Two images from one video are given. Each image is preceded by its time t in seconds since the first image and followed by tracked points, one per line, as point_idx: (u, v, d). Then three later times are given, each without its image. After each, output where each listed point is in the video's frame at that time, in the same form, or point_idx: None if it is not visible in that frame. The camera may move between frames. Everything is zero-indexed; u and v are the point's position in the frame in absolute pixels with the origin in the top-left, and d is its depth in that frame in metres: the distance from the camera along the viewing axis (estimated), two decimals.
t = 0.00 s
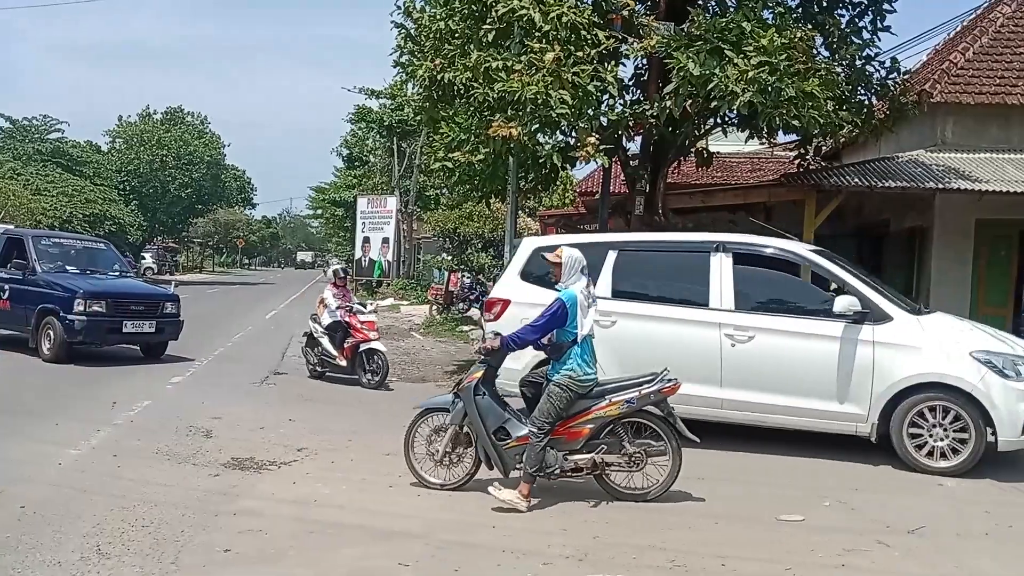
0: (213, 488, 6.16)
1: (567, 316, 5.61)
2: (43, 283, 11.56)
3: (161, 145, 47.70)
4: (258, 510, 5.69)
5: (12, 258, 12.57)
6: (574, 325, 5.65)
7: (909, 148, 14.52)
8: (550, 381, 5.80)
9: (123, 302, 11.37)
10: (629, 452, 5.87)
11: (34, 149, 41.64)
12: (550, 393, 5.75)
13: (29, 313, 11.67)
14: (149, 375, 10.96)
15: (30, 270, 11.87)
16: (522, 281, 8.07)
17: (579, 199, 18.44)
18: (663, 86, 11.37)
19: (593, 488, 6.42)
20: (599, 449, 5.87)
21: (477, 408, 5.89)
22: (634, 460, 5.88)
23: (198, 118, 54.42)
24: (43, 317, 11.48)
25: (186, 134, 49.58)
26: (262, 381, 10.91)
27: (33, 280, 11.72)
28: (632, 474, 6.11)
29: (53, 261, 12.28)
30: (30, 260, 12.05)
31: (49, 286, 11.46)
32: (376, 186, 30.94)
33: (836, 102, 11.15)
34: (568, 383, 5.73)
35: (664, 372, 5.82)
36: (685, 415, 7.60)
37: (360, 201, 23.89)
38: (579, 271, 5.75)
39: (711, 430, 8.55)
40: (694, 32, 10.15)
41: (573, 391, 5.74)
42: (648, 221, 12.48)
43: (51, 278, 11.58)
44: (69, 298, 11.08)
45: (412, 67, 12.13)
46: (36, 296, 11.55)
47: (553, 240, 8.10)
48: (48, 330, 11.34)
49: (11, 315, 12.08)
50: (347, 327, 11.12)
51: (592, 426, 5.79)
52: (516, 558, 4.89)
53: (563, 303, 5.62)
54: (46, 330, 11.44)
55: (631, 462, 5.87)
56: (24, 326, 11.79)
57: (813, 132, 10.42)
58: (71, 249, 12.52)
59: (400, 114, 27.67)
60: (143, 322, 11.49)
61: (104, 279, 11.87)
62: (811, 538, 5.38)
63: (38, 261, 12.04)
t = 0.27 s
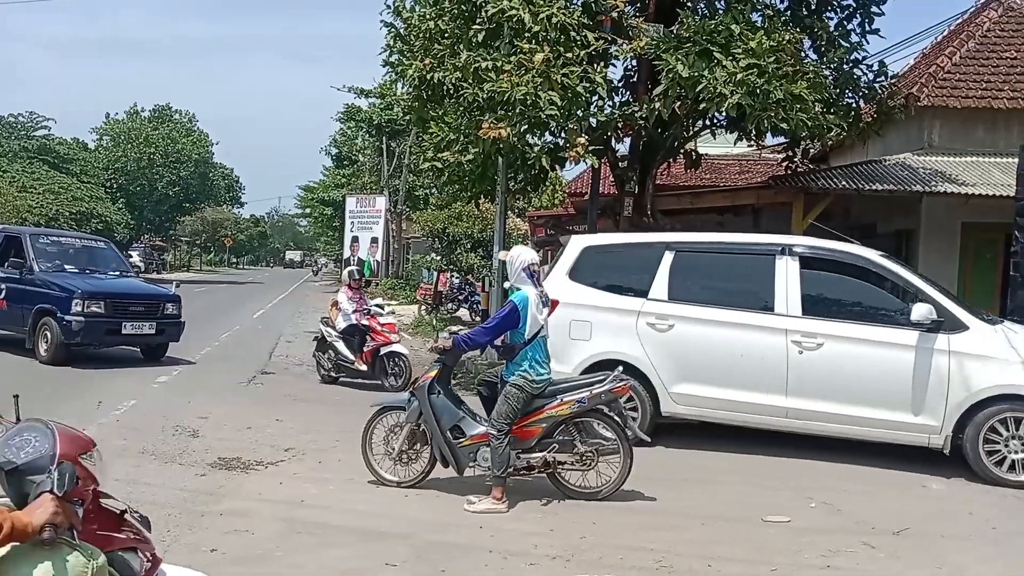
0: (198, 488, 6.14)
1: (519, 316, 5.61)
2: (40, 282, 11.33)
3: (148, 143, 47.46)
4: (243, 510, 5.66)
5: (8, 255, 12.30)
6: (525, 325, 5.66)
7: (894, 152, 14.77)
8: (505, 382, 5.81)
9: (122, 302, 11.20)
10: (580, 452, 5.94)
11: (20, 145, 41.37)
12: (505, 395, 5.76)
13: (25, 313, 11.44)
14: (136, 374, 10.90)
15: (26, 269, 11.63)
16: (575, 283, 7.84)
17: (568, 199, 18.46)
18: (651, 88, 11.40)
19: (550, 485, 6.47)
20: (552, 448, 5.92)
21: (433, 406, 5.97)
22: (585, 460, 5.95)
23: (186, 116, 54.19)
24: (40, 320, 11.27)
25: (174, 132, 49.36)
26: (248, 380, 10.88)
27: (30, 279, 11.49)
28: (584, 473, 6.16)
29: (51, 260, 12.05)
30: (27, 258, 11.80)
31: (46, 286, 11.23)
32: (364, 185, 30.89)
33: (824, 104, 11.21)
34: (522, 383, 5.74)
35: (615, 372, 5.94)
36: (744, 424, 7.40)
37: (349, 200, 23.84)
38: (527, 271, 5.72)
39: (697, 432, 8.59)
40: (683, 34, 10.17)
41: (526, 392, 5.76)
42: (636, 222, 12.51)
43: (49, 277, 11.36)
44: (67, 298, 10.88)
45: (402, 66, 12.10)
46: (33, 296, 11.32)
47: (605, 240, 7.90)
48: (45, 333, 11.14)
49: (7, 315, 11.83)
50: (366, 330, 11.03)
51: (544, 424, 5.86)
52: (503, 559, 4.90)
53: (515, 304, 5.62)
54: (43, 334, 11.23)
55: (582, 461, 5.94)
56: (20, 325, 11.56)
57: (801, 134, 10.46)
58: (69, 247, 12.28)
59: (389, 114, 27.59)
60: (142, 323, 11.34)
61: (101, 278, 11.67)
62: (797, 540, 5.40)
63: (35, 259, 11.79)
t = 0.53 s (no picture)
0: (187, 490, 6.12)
1: (484, 317, 5.60)
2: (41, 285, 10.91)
3: (138, 143, 47.28)
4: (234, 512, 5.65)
5: (8, 258, 11.89)
6: (490, 325, 5.65)
7: (885, 154, 14.87)
8: (468, 382, 5.81)
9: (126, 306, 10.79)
10: (543, 451, 6.00)
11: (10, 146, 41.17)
12: (471, 396, 5.76)
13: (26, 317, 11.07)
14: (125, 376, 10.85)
15: (27, 271, 11.22)
16: (634, 282, 7.96)
17: (560, 200, 18.48)
18: (642, 89, 11.42)
19: (516, 485, 6.51)
20: (515, 448, 5.94)
21: (397, 405, 5.87)
22: (548, 459, 6.03)
23: (177, 116, 54.00)
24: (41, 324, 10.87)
25: (164, 133, 49.19)
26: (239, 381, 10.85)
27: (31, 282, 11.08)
28: (548, 472, 6.22)
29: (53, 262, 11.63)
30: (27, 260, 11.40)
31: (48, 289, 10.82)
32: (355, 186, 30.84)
33: (815, 106, 11.25)
34: (487, 383, 5.75)
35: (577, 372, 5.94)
36: (814, 428, 7.40)
37: (340, 201, 23.81)
38: (490, 272, 5.67)
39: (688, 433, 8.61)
40: (675, 35, 10.20)
41: (491, 392, 5.77)
42: (628, 223, 12.54)
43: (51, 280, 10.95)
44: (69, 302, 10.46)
45: (393, 67, 12.08)
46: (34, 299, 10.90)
47: (666, 240, 7.99)
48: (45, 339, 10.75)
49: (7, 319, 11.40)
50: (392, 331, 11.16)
51: (508, 424, 5.85)
52: (495, 559, 4.90)
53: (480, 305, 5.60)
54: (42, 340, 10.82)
55: (545, 460, 6.01)
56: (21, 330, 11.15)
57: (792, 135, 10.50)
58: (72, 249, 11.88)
59: (380, 114, 27.55)
60: (147, 327, 10.92)
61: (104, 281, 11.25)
62: (789, 540, 5.41)
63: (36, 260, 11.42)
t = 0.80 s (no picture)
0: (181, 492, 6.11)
1: (460, 317, 5.89)
2: (50, 288, 10.73)
3: (132, 144, 47.18)
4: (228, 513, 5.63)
5: (17, 260, 11.71)
6: (466, 326, 5.92)
7: (879, 154, 14.86)
8: (442, 381, 6.01)
9: (134, 309, 10.58)
10: (517, 451, 6.04)
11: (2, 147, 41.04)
12: (443, 393, 5.93)
13: (33, 320, 10.87)
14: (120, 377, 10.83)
15: (35, 274, 11.04)
16: (693, 282, 7.93)
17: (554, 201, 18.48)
18: (637, 90, 11.43)
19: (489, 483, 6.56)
20: (491, 449, 5.95)
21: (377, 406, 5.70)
22: (524, 459, 6.05)
23: (171, 117, 53.90)
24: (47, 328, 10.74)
25: (157, 134, 49.07)
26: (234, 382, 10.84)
27: (39, 285, 10.89)
28: (524, 473, 6.32)
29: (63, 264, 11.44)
30: (35, 263, 11.22)
31: (56, 292, 10.63)
32: (350, 186, 30.80)
33: (809, 106, 11.27)
34: (460, 381, 5.95)
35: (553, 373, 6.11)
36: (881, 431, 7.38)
37: (335, 202, 23.78)
38: (466, 274, 6.05)
39: (683, 434, 8.63)
40: (668, 36, 10.21)
41: (464, 390, 5.95)
42: (622, 223, 12.53)
43: (59, 283, 10.76)
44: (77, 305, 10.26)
45: (387, 67, 12.06)
46: (42, 303, 10.72)
47: (728, 240, 7.93)
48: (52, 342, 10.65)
49: (15, 323, 11.22)
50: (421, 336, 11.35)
51: (483, 425, 5.93)
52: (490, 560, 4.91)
53: (457, 305, 5.90)
54: (48, 343, 10.72)
55: (520, 460, 6.04)
56: (28, 333, 10.97)
57: (786, 136, 10.52)
58: (81, 252, 11.68)
59: (375, 115, 27.52)
60: (156, 330, 10.70)
61: (113, 284, 11.06)
62: (782, 539, 5.44)
63: (44, 262, 11.21)
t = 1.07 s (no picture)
0: (180, 489, 6.11)
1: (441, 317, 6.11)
2: (64, 289, 10.43)
3: (128, 141, 47.08)
4: (228, 511, 5.64)
5: (29, 260, 11.41)
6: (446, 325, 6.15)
7: (876, 150, 14.87)
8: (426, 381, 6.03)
9: (150, 311, 10.30)
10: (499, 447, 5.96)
11: None
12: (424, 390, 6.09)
13: (46, 322, 10.58)
14: (128, 378, 10.61)
15: (48, 273, 10.74)
16: (773, 280, 7.53)
17: (552, 197, 18.47)
18: (634, 86, 11.42)
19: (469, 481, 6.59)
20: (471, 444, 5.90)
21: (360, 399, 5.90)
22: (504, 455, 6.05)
23: (167, 114, 53.79)
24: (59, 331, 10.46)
25: (154, 131, 48.97)
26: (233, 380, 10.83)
27: (53, 284, 10.59)
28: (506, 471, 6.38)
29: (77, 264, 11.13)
30: (48, 262, 10.92)
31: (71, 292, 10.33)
32: (347, 183, 30.76)
33: (806, 103, 11.26)
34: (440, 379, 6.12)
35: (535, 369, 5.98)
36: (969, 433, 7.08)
37: (332, 198, 23.76)
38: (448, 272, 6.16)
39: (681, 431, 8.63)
40: (665, 32, 10.19)
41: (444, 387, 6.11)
42: (619, 220, 12.52)
43: (72, 283, 10.46)
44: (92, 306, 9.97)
45: (384, 64, 12.04)
46: (56, 303, 10.42)
47: (809, 236, 7.55)
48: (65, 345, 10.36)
49: (27, 323, 10.92)
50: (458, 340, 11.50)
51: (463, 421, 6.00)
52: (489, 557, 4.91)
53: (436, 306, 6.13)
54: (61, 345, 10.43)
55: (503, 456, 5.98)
56: (42, 335, 10.68)
57: (782, 133, 10.52)
58: (95, 251, 11.37)
59: (371, 112, 27.48)
60: (172, 333, 10.41)
61: (128, 285, 10.76)
62: (781, 535, 5.45)
63: (57, 261, 10.92)
